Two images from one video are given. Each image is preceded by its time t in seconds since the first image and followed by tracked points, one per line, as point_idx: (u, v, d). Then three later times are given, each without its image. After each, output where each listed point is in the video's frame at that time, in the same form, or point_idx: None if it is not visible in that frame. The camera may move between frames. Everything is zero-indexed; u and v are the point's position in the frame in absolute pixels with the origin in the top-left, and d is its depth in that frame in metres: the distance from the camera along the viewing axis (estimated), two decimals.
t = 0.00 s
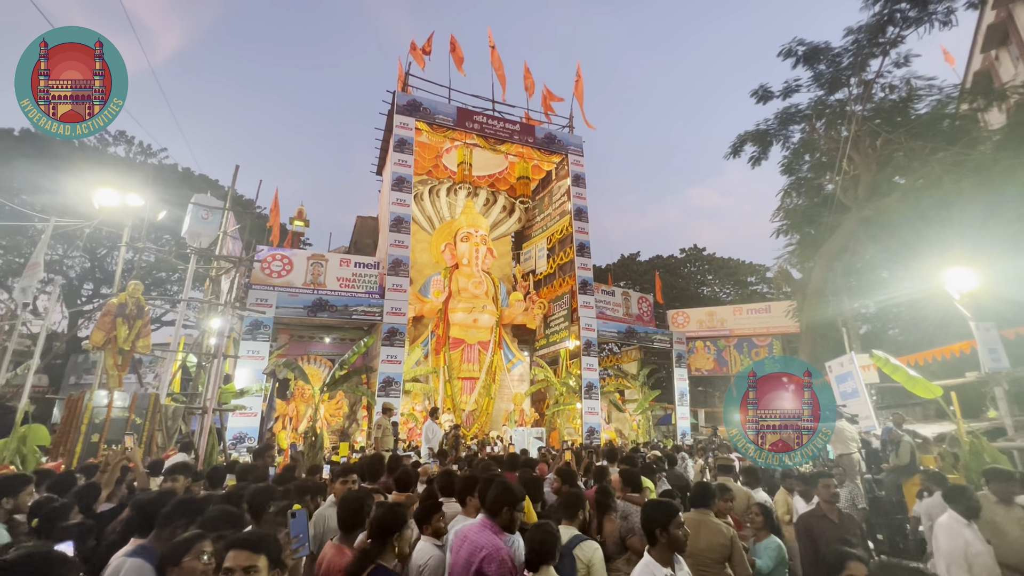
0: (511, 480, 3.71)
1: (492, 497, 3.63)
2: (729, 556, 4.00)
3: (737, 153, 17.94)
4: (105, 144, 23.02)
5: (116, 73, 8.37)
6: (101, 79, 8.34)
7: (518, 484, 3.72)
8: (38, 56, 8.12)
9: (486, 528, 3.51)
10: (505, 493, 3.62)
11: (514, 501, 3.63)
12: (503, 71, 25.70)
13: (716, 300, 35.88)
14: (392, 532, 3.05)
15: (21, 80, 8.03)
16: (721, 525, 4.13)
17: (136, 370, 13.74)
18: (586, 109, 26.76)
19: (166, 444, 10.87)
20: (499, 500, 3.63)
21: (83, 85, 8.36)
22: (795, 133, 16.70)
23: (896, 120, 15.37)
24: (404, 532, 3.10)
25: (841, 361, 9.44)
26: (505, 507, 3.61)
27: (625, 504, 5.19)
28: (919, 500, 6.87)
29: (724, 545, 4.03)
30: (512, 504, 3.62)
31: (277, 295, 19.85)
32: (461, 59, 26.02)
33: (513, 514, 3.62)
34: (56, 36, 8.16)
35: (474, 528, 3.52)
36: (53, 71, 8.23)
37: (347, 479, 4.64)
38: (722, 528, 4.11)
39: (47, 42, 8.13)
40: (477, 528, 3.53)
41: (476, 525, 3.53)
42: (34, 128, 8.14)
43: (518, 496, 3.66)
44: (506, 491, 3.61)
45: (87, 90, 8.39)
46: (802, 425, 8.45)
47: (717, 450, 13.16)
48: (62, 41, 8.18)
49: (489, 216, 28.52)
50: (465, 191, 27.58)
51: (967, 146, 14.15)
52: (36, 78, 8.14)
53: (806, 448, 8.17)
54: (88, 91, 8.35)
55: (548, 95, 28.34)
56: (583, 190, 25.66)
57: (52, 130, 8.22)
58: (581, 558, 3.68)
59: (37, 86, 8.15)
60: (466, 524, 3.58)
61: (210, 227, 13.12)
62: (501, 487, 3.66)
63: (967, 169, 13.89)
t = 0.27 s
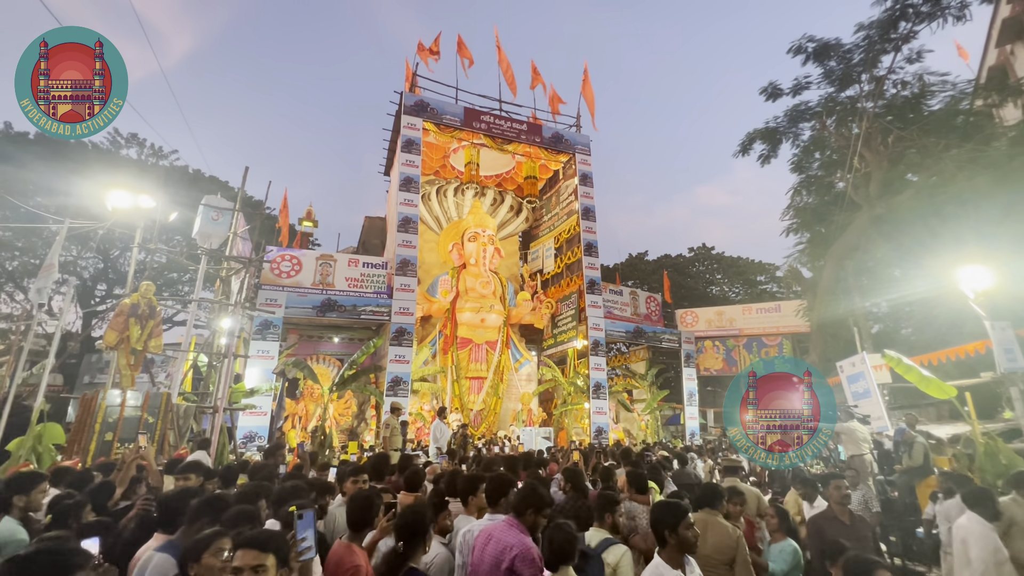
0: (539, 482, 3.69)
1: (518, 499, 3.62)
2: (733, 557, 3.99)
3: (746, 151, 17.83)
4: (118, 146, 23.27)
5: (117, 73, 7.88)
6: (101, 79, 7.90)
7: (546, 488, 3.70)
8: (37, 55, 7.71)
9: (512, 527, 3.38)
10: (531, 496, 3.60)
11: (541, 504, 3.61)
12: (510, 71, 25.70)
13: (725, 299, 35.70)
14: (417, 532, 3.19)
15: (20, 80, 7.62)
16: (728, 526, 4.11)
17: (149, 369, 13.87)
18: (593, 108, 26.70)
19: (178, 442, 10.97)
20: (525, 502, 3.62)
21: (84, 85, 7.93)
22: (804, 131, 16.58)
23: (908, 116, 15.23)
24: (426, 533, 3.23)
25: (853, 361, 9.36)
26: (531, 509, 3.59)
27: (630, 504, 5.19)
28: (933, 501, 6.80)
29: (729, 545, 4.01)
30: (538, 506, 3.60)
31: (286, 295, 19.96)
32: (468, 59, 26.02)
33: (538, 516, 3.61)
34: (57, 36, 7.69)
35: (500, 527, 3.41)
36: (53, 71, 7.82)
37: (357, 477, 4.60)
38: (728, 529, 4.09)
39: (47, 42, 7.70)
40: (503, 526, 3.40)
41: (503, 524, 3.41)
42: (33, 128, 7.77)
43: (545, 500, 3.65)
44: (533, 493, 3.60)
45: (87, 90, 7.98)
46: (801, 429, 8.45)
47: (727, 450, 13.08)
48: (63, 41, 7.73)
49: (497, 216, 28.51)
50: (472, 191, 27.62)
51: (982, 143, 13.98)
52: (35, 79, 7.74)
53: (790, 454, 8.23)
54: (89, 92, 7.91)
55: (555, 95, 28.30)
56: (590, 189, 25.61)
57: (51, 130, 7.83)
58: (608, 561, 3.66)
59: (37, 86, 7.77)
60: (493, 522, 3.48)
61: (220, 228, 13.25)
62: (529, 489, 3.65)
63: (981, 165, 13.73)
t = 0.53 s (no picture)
0: (551, 478, 4.01)
1: (533, 493, 3.89)
2: (736, 558, 3.95)
3: (751, 150, 17.77)
4: (125, 147, 23.42)
5: (117, 72, 7.89)
6: (101, 79, 7.87)
7: (558, 482, 4.02)
8: (38, 55, 7.67)
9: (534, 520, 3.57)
10: (545, 490, 3.88)
11: (553, 497, 3.90)
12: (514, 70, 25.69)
13: (731, 298, 35.59)
14: (440, 527, 3.25)
15: (21, 79, 7.57)
16: (732, 525, 4.08)
17: (157, 368, 13.95)
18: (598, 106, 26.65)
19: (185, 441, 11.03)
20: (539, 497, 3.88)
21: (84, 85, 7.90)
22: (810, 129, 16.51)
23: (916, 113, 15.15)
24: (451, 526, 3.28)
25: (859, 360, 9.33)
26: (545, 504, 3.86)
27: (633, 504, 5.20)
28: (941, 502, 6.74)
29: (731, 545, 3.98)
30: (551, 500, 3.89)
31: (291, 295, 20.03)
32: (473, 59, 26.02)
33: (551, 509, 3.89)
34: (57, 36, 7.68)
35: (525, 523, 3.51)
36: (53, 71, 7.77)
37: (364, 477, 4.58)
38: (732, 529, 4.06)
39: (48, 42, 7.67)
40: (526, 522, 3.52)
41: (526, 519, 3.58)
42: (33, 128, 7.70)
43: (556, 494, 3.94)
44: (546, 487, 3.89)
45: (87, 90, 7.92)
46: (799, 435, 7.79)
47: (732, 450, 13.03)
48: (63, 41, 7.70)
49: (501, 216, 28.49)
50: (476, 191, 27.63)
51: (991, 140, 13.86)
52: (37, 78, 7.69)
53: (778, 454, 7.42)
54: (89, 92, 7.89)
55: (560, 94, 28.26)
56: (595, 188, 25.57)
57: (52, 130, 7.76)
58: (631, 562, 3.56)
59: (37, 86, 7.70)
60: (516, 519, 3.57)
61: (227, 228, 13.34)
62: (542, 485, 3.93)
63: (990, 163, 13.61)
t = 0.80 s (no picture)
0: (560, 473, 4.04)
1: (544, 490, 3.95)
2: (738, 554, 3.96)
3: (755, 147, 17.72)
4: (129, 146, 23.49)
5: (117, 73, 7.86)
6: (101, 79, 7.84)
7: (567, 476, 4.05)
8: (38, 56, 7.63)
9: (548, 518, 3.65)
10: (556, 484, 3.94)
11: (563, 493, 3.95)
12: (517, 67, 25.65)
13: (734, 296, 35.51)
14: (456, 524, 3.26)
15: (20, 80, 7.57)
16: (732, 524, 4.09)
17: (162, 366, 14.00)
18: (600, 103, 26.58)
19: (190, 438, 11.07)
20: (550, 492, 3.95)
21: (84, 86, 7.86)
22: (814, 126, 16.45)
23: (921, 109, 15.09)
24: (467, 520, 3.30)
25: (864, 357, 9.30)
26: (556, 498, 3.93)
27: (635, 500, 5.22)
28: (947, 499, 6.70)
29: (732, 543, 4.00)
30: (562, 494, 3.95)
31: (295, 293, 20.06)
32: (475, 56, 25.98)
33: (563, 505, 3.94)
34: (56, 36, 7.65)
35: (539, 521, 3.62)
36: (52, 71, 7.73)
37: (368, 474, 4.58)
38: (733, 527, 4.07)
39: (47, 42, 7.62)
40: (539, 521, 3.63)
41: (539, 517, 3.67)
42: (34, 128, 7.72)
43: (567, 487, 3.99)
44: (556, 483, 3.94)
45: (88, 90, 7.90)
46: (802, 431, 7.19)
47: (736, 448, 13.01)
48: (63, 41, 7.68)
49: (504, 213, 28.45)
50: (479, 189, 27.62)
51: (998, 136, 13.79)
52: (36, 79, 7.66)
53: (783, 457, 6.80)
54: (88, 92, 7.85)
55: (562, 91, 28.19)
56: (598, 186, 25.52)
57: (52, 131, 7.79)
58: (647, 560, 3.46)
59: (36, 86, 7.68)
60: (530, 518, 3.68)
61: (230, 227, 13.39)
62: (552, 479, 3.98)
63: (996, 159, 13.54)
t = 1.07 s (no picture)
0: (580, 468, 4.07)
1: (565, 485, 3.97)
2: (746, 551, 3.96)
3: (760, 144, 17.63)
4: (134, 145, 23.58)
5: (117, 72, 7.63)
6: (101, 79, 7.63)
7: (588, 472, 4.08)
8: (37, 56, 7.41)
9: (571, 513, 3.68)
10: (577, 480, 3.96)
11: (584, 487, 3.98)
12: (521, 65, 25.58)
13: (739, 294, 35.38)
14: (468, 512, 3.27)
15: (20, 80, 7.31)
16: (738, 521, 4.08)
17: (169, 364, 14.07)
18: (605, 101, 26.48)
19: (197, 436, 11.13)
20: (571, 487, 3.96)
21: (84, 85, 7.63)
22: (820, 123, 16.40)
23: (929, 106, 14.96)
24: (479, 512, 3.31)
25: (870, 355, 9.25)
26: (576, 494, 3.94)
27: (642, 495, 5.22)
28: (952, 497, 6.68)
29: (740, 541, 3.99)
30: (582, 489, 3.96)
31: (300, 291, 20.11)
32: (479, 54, 25.91)
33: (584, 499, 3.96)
34: (57, 36, 7.47)
35: (561, 515, 3.66)
36: (53, 71, 7.52)
37: (374, 472, 4.57)
38: (739, 524, 4.06)
39: (48, 42, 7.44)
40: (563, 514, 3.67)
41: (562, 511, 3.70)
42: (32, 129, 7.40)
43: (587, 482, 4.01)
44: (577, 478, 3.97)
45: (88, 90, 7.68)
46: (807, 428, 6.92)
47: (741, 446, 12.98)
48: (63, 41, 7.47)
49: (508, 211, 28.43)
50: (483, 187, 27.61)
51: (1006, 132, 13.67)
52: (36, 79, 7.43)
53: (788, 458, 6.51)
54: (88, 92, 7.62)
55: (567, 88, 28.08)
56: (602, 184, 25.45)
57: (51, 131, 7.49)
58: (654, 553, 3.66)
59: (36, 86, 7.43)
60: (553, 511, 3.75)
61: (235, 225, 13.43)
62: (573, 475, 4.01)
63: (1005, 155, 13.41)
